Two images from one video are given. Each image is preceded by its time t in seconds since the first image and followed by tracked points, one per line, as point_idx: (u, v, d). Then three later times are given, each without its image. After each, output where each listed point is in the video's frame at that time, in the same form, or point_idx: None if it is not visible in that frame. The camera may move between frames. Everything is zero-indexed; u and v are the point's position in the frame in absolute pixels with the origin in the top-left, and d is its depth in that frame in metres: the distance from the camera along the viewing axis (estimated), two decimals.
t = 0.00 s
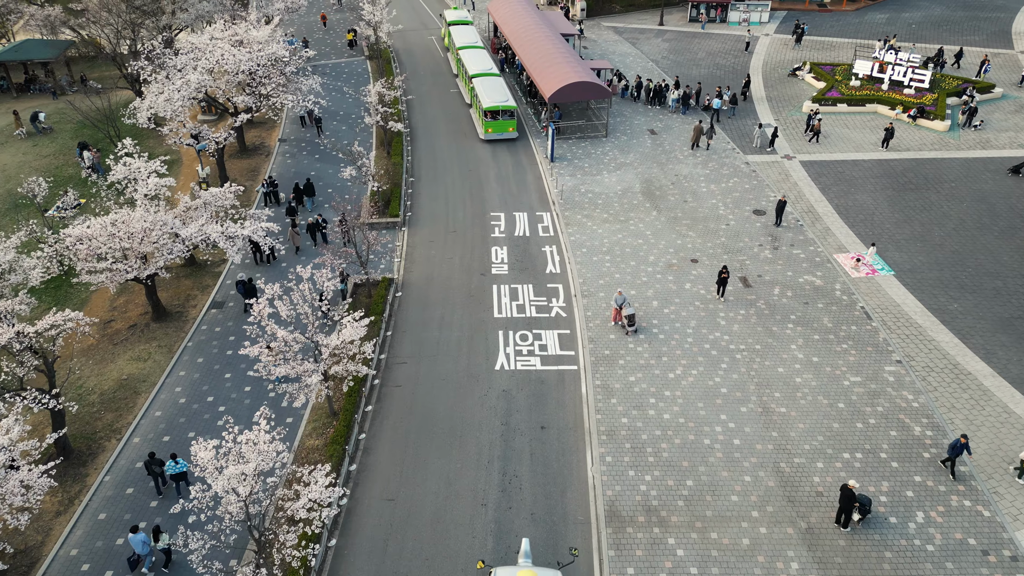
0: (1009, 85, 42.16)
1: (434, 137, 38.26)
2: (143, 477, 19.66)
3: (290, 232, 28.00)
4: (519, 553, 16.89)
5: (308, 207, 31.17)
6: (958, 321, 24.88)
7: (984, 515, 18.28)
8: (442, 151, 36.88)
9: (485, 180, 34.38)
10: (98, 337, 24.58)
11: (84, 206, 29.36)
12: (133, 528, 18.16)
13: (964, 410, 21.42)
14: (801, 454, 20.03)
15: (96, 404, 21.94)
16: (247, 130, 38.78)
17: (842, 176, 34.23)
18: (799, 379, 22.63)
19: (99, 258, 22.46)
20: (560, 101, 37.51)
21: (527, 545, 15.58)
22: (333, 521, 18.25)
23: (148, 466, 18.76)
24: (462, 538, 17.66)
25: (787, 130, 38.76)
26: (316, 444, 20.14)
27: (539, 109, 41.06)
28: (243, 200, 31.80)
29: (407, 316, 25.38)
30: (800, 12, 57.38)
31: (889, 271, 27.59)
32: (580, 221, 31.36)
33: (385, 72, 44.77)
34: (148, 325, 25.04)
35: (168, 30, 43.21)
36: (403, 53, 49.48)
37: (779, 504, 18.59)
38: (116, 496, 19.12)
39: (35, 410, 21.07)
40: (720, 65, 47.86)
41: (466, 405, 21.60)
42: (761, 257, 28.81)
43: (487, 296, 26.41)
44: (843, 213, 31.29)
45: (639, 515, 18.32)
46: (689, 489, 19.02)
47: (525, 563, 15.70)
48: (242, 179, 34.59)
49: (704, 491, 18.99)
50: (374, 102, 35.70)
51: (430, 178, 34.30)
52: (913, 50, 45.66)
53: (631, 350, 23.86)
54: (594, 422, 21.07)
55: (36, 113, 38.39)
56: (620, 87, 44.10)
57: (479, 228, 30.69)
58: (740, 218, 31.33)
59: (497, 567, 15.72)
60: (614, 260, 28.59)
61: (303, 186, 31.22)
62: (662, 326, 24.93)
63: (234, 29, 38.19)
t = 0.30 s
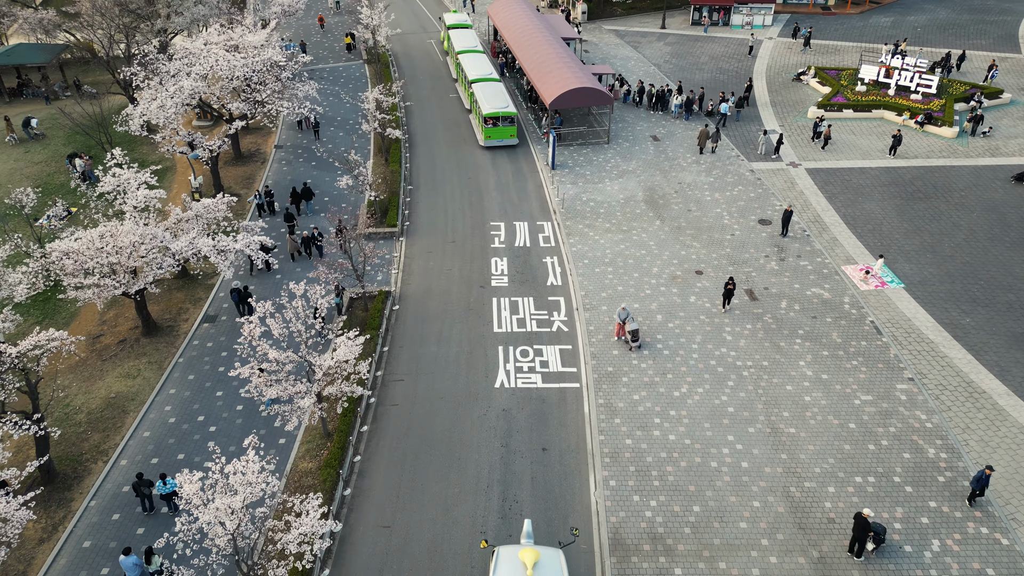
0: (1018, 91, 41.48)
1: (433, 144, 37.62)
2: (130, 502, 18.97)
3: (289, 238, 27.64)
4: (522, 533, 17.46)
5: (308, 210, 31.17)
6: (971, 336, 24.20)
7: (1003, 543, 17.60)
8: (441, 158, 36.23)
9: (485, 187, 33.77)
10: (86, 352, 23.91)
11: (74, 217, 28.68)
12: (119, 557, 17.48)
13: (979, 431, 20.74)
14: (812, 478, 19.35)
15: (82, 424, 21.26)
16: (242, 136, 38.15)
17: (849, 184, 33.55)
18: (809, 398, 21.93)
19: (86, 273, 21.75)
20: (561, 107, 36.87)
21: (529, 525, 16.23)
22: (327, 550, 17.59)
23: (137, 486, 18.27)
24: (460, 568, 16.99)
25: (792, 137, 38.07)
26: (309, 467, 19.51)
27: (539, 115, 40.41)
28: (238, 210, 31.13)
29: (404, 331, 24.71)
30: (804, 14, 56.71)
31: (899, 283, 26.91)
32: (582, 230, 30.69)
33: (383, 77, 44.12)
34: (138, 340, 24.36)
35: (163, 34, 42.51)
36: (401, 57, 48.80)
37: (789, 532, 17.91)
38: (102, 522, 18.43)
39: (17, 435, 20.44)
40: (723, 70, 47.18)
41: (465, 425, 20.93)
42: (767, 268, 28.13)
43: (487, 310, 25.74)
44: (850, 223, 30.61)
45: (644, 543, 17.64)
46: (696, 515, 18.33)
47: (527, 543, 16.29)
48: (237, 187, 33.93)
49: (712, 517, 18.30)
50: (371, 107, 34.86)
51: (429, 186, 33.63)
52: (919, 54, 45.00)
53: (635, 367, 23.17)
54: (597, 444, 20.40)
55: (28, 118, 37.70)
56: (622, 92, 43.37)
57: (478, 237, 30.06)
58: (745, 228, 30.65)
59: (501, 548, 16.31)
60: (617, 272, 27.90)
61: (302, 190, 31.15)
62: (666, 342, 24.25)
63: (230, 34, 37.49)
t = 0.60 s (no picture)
0: None
1: (431, 150, 36.95)
2: (116, 529, 18.28)
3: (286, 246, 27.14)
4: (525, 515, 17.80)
5: (305, 217, 30.72)
6: (985, 352, 23.52)
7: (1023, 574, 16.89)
8: (440, 165, 35.57)
9: (484, 195, 33.14)
10: (74, 369, 23.25)
11: (64, 228, 28.00)
12: None
13: (996, 453, 20.04)
14: (823, 503, 18.66)
15: (69, 445, 20.58)
16: (238, 143, 37.54)
17: (856, 192, 32.88)
18: (819, 418, 21.24)
19: (73, 289, 21.08)
20: (563, 113, 36.22)
21: (531, 507, 16.53)
22: None
23: (122, 509, 17.73)
24: None
25: (798, 143, 37.41)
26: (302, 491, 18.85)
27: (540, 121, 39.74)
28: (233, 220, 30.47)
29: (402, 345, 24.00)
30: (808, 17, 56.02)
31: (909, 296, 26.24)
32: (584, 240, 30.02)
33: (382, 82, 43.48)
34: (128, 356, 23.71)
35: (158, 39, 41.87)
36: (400, 61, 48.10)
37: (801, 561, 17.21)
38: (87, 551, 17.74)
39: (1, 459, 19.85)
40: (727, 74, 46.49)
41: (464, 446, 20.24)
42: (774, 280, 27.44)
43: (487, 324, 25.05)
44: (858, 233, 29.93)
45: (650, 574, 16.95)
46: (704, 544, 17.64)
47: (529, 524, 16.60)
48: (232, 195, 33.27)
49: (720, 545, 17.61)
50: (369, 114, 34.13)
51: (427, 194, 32.94)
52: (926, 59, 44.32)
53: (639, 385, 22.47)
54: (601, 467, 19.70)
55: (20, 124, 37.03)
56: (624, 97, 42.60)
57: (478, 247, 29.39)
58: (751, 238, 29.97)
59: (503, 529, 16.59)
60: (619, 284, 27.22)
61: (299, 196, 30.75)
62: (671, 358, 23.56)
63: (225, 39, 36.82)
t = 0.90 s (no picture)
0: None
1: (430, 158, 36.29)
2: (101, 558, 17.59)
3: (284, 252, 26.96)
4: (527, 498, 18.28)
5: (303, 223, 30.40)
6: (1000, 370, 22.83)
7: None
8: (439, 173, 34.89)
9: (484, 203, 32.49)
10: (62, 387, 22.59)
11: (54, 239, 27.33)
12: None
13: (1014, 477, 19.36)
14: (836, 530, 17.98)
15: (54, 467, 19.91)
16: (233, 150, 36.89)
17: (864, 201, 32.19)
18: (830, 439, 20.56)
19: (58, 307, 20.40)
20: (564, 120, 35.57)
21: (533, 492, 17.15)
22: None
23: (107, 534, 16.91)
24: None
25: (804, 149, 36.74)
26: (295, 518, 18.18)
27: (541, 127, 39.08)
28: (227, 230, 29.79)
29: (399, 362, 23.32)
30: (812, 20, 55.34)
31: (920, 310, 25.57)
32: (587, 251, 29.35)
33: (380, 87, 42.86)
34: (117, 373, 23.05)
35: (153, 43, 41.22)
36: (399, 66, 47.42)
37: None
38: None
39: None
40: (730, 78, 45.82)
41: (463, 469, 19.57)
42: (781, 293, 26.76)
43: (486, 339, 24.36)
44: (866, 244, 29.26)
45: None
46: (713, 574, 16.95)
47: (532, 509, 17.20)
48: (227, 204, 32.61)
49: None
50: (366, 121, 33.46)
51: (426, 203, 32.28)
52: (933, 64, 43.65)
53: (644, 404, 21.78)
54: (604, 492, 19.01)
55: (12, 130, 36.34)
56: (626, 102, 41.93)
57: (478, 258, 28.71)
58: (756, 248, 29.31)
59: (505, 513, 17.20)
60: (623, 297, 26.53)
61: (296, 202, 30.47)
62: (676, 375, 22.88)
63: (221, 43, 36.15)
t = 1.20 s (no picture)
0: None
1: (429, 165, 35.62)
2: None
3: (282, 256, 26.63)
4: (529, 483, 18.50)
5: (299, 230, 29.93)
6: (1016, 388, 22.14)
7: None
8: (438, 181, 34.22)
9: (484, 212, 31.83)
10: (48, 406, 21.92)
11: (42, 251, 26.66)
12: None
13: None
14: (849, 560, 17.29)
15: (38, 491, 19.23)
16: (227, 157, 36.26)
17: (872, 210, 31.51)
18: (841, 461, 19.86)
19: (42, 325, 19.72)
20: (564, 127, 34.96)
21: (534, 477, 17.23)
22: None
23: (91, 560, 16.31)
24: None
25: (809, 156, 36.08)
26: (287, 546, 17.49)
27: (542, 134, 38.41)
28: (220, 242, 29.11)
29: (396, 379, 22.64)
30: (816, 24, 54.66)
31: (931, 324, 24.90)
32: (589, 262, 28.68)
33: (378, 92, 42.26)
34: (105, 391, 22.36)
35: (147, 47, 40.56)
36: (398, 70, 46.75)
37: None
38: None
39: None
40: (734, 83, 45.15)
41: (461, 493, 18.90)
42: (788, 306, 26.07)
43: (486, 355, 23.68)
44: (875, 255, 28.58)
45: None
46: None
47: (533, 493, 17.28)
48: (221, 213, 31.95)
49: None
50: (364, 128, 32.78)
51: (424, 212, 31.61)
52: (940, 68, 42.97)
53: (648, 424, 21.10)
54: (607, 519, 18.32)
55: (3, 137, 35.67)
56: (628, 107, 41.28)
57: (477, 270, 28.04)
58: (762, 259, 28.65)
59: (505, 498, 17.20)
60: (626, 310, 25.85)
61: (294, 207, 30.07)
62: (682, 393, 22.19)
63: (215, 49, 35.48)
